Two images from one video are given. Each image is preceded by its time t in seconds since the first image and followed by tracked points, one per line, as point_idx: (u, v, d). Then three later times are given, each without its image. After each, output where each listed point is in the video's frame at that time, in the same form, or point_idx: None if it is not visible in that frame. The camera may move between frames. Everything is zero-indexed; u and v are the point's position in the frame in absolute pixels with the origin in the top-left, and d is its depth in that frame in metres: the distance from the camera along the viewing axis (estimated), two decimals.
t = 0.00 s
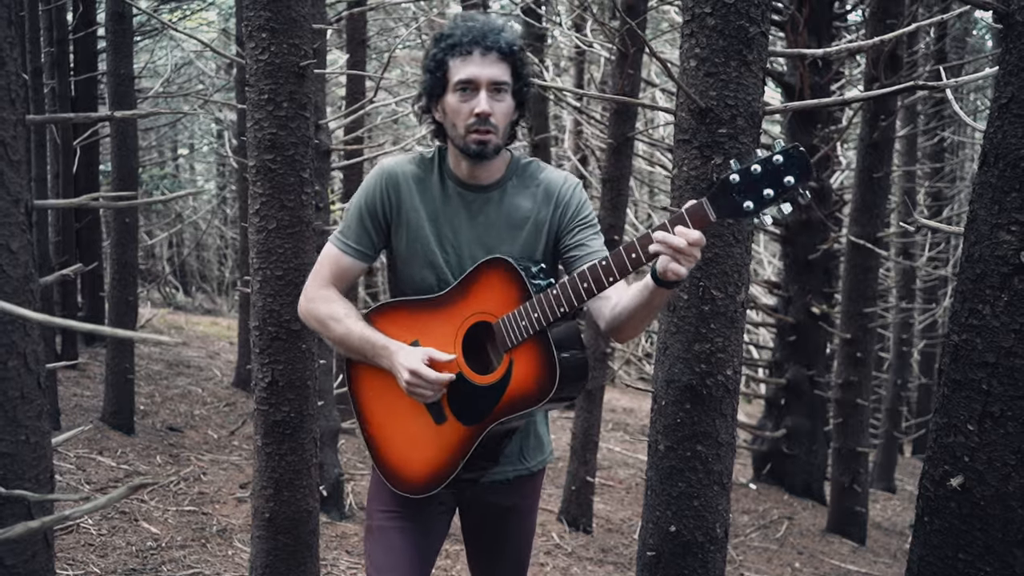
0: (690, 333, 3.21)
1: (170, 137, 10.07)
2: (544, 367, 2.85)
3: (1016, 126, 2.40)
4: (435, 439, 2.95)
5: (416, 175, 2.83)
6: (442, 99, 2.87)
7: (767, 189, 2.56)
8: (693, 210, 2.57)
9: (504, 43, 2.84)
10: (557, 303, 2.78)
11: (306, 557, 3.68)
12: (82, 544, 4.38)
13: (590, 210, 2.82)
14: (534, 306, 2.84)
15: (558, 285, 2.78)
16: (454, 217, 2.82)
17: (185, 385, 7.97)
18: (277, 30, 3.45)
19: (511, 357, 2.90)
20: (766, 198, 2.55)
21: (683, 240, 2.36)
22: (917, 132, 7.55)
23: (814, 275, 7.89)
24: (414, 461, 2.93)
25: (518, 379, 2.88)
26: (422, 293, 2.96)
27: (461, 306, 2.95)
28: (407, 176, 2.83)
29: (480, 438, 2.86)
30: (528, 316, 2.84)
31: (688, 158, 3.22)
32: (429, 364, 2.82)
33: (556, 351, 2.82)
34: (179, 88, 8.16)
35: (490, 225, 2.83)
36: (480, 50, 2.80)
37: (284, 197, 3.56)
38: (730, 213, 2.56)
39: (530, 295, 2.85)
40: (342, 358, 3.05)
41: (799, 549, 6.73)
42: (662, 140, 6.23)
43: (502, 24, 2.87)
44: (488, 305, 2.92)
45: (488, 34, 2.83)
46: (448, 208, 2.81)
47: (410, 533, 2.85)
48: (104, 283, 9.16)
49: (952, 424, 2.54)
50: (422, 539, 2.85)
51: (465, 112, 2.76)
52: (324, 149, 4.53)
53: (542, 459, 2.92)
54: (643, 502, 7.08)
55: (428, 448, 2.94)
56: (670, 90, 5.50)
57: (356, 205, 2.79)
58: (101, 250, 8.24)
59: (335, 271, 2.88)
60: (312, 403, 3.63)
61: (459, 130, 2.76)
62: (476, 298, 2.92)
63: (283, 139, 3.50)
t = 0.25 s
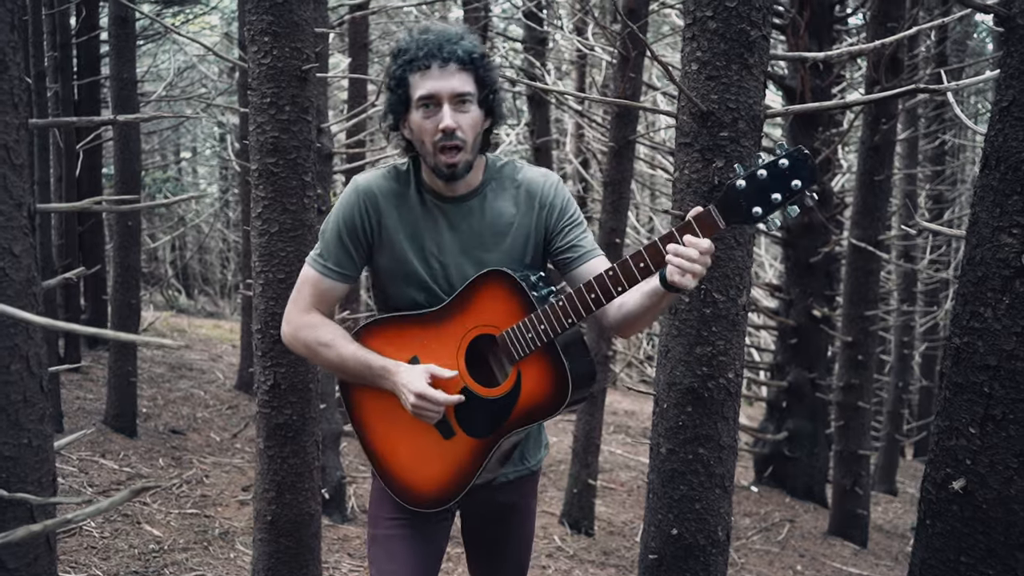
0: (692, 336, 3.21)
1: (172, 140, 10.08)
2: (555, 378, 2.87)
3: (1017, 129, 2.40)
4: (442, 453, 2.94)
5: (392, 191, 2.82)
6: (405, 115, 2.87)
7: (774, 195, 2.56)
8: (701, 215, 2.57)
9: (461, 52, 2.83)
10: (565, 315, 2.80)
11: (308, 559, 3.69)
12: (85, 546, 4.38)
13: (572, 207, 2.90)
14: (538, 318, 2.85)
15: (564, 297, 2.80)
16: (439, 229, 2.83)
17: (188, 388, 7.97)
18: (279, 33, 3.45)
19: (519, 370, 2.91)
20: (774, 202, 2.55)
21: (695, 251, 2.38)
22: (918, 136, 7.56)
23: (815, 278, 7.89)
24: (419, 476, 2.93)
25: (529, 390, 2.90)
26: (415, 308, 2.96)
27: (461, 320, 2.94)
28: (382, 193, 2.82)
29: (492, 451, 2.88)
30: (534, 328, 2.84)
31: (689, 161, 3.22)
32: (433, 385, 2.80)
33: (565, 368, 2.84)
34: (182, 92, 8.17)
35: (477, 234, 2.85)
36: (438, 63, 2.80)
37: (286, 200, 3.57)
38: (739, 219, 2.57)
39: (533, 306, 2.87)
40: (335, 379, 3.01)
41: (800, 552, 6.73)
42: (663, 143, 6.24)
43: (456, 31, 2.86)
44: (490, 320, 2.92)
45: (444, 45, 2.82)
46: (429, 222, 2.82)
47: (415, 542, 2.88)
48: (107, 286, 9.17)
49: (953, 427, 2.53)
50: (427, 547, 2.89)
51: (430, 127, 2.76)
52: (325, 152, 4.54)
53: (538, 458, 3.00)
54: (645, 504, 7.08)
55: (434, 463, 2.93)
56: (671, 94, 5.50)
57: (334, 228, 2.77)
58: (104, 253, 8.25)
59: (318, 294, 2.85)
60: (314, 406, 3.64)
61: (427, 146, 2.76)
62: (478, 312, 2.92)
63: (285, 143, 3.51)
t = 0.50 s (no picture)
0: (694, 340, 3.22)
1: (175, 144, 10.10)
2: (559, 378, 2.89)
3: (1020, 133, 2.39)
4: (446, 460, 2.94)
5: (380, 200, 2.83)
6: (388, 126, 2.89)
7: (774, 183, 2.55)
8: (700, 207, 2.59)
9: (438, 60, 2.82)
10: (567, 314, 2.81)
11: (310, 563, 3.69)
12: (88, 549, 4.39)
13: (561, 206, 2.94)
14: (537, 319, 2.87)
15: (565, 297, 2.81)
16: (429, 237, 2.85)
17: (190, 392, 7.98)
18: (282, 38, 3.46)
19: (522, 372, 2.92)
20: (773, 191, 2.54)
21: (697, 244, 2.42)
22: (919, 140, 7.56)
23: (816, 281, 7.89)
24: (423, 485, 2.94)
25: (532, 391, 2.91)
26: (411, 317, 2.97)
27: (460, 325, 2.95)
28: (370, 203, 2.83)
29: (496, 454, 2.89)
30: (536, 329, 2.85)
31: (691, 165, 3.22)
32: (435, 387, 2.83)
33: (568, 368, 2.86)
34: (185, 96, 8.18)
35: (469, 239, 2.88)
36: (414, 73, 2.79)
37: (288, 204, 3.58)
38: (737, 209, 2.57)
39: (535, 308, 2.88)
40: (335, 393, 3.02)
41: (802, 555, 6.72)
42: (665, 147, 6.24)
43: (432, 39, 2.85)
44: (490, 323, 2.94)
45: (420, 55, 2.81)
46: (421, 229, 2.84)
47: (420, 552, 2.87)
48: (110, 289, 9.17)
49: (955, 431, 2.53)
50: (430, 554, 2.88)
51: (411, 138, 2.78)
52: (328, 156, 4.55)
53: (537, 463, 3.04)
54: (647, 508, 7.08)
55: (437, 471, 2.94)
56: (673, 98, 5.51)
57: (325, 241, 2.78)
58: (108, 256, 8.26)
59: (312, 308, 2.85)
60: (317, 409, 3.65)
61: (410, 156, 2.79)
62: (477, 316, 2.94)
63: (288, 147, 3.52)
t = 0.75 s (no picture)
0: (695, 343, 3.22)
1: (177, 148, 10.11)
2: (556, 370, 2.85)
3: (1021, 137, 2.39)
4: (447, 462, 2.95)
5: (379, 202, 2.85)
6: (386, 126, 2.90)
7: (758, 157, 2.59)
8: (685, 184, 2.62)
9: (435, 60, 2.83)
10: (560, 303, 2.79)
11: (311, 565, 3.69)
12: (90, 552, 4.39)
13: (557, 204, 2.95)
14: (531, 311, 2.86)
15: (558, 285, 2.79)
16: (427, 237, 2.87)
17: (193, 394, 7.99)
18: (284, 41, 3.48)
19: (520, 365, 2.91)
20: (756, 165, 2.59)
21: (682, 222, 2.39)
22: (920, 143, 7.56)
23: (817, 284, 7.90)
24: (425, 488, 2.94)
25: (530, 384, 2.89)
26: (409, 317, 2.97)
27: (457, 323, 2.96)
28: (369, 205, 2.84)
29: (497, 453, 2.89)
30: (530, 321, 2.84)
31: (692, 169, 3.21)
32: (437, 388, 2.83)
33: (565, 358, 2.84)
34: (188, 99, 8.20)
35: (467, 239, 2.89)
36: (411, 73, 2.80)
37: (290, 207, 3.59)
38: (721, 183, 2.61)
39: (528, 300, 2.88)
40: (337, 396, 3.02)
41: (803, 558, 6.72)
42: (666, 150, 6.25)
43: (428, 38, 2.86)
44: (485, 319, 2.95)
45: (417, 55, 2.82)
46: (419, 230, 2.86)
47: (426, 557, 2.87)
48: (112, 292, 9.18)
49: (957, 434, 2.53)
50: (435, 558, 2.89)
51: (408, 137, 2.79)
52: (330, 159, 4.56)
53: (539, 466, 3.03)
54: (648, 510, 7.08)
55: (438, 473, 2.94)
56: (674, 102, 5.51)
57: (326, 244, 2.79)
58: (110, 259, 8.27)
59: (313, 312, 2.86)
60: (318, 412, 3.66)
61: (407, 156, 2.80)
62: (473, 313, 2.95)
63: (290, 150, 3.53)
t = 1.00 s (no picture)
0: (697, 345, 3.22)
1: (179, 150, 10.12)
2: (548, 368, 2.85)
3: None
4: (446, 459, 2.96)
5: (384, 202, 2.87)
6: (391, 126, 2.91)
7: (741, 151, 2.54)
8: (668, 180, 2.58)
9: (440, 60, 2.85)
10: (551, 300, 2.80)
11: (313, 567, 3.70)
12: (92, 553, 4.39)
13: (561, 204, 2.92)
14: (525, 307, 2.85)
15: (549, 282, 2.80)
16: (432, 237, 2.88)
17: (194, 396, 7.99)
18: (287, 44, 3.48)
19: (513, 362, 2.91)
20: (740, 159, 2.54)
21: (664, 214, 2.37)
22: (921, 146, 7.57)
23: (818, 286, 7.90)
24: (424, 486, 2.94)
25: (523, 382, 2.88)
26: (410, 316, 2.99)
27: (455, 321, 2.97)
28: (375, 205, 2.86)
29: (493, 449, 2.86)
30: (523, 318, 2.84)
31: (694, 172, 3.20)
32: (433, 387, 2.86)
33: (558, 355, 2.82)
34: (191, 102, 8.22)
35: (470, 238, 2.88)
36: (416, 73, 2.81)
37: (293, 209, 3.59)
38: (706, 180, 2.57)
39: (521, 297, 2.86)
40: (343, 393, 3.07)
41: (803, 560, 6.72)
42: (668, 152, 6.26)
43: (433, 40, 2.89)
44: (482, 316, 2.95)
45: (423, 55, 2.84)
46: (422, 230, 2.87)
47: (427, 557, 2.87)
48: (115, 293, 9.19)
49: (959, 437, 2.53)
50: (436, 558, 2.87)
51: (412, 136, 2.80)
52: (332, 161, 4.57)
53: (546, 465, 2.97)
54: (649, 512, 7.08)
55: (437, 471, 2.94)
56: (675, 105, 5.52)
57: (331, 243, 2.83)
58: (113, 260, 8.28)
59: (319, 310, 2.91)
60: (320, 414, 3.66)
61: (411, 154, 2.80)
62: (469, 311, 2.95)
63: (292, 152, 3.54)
